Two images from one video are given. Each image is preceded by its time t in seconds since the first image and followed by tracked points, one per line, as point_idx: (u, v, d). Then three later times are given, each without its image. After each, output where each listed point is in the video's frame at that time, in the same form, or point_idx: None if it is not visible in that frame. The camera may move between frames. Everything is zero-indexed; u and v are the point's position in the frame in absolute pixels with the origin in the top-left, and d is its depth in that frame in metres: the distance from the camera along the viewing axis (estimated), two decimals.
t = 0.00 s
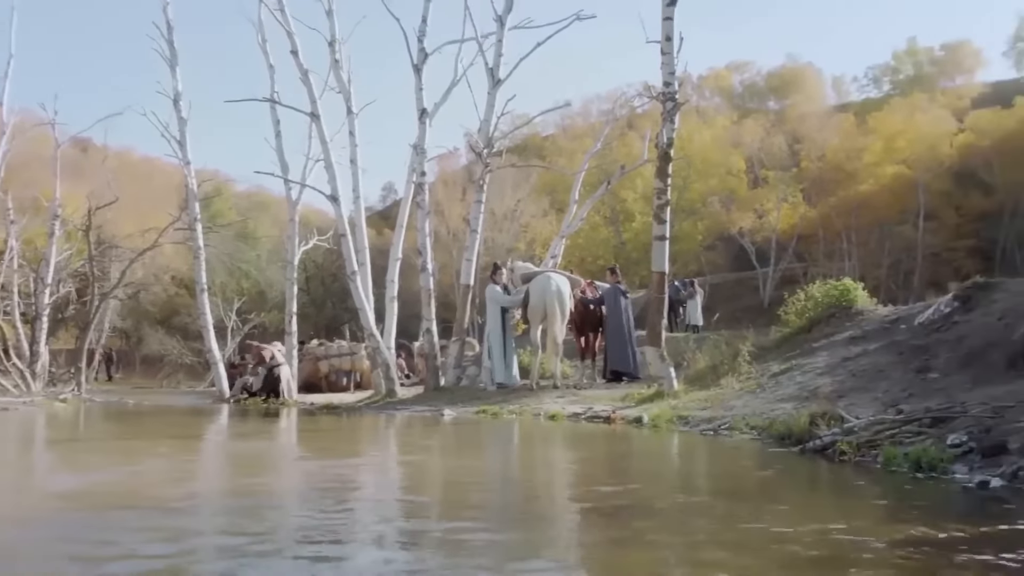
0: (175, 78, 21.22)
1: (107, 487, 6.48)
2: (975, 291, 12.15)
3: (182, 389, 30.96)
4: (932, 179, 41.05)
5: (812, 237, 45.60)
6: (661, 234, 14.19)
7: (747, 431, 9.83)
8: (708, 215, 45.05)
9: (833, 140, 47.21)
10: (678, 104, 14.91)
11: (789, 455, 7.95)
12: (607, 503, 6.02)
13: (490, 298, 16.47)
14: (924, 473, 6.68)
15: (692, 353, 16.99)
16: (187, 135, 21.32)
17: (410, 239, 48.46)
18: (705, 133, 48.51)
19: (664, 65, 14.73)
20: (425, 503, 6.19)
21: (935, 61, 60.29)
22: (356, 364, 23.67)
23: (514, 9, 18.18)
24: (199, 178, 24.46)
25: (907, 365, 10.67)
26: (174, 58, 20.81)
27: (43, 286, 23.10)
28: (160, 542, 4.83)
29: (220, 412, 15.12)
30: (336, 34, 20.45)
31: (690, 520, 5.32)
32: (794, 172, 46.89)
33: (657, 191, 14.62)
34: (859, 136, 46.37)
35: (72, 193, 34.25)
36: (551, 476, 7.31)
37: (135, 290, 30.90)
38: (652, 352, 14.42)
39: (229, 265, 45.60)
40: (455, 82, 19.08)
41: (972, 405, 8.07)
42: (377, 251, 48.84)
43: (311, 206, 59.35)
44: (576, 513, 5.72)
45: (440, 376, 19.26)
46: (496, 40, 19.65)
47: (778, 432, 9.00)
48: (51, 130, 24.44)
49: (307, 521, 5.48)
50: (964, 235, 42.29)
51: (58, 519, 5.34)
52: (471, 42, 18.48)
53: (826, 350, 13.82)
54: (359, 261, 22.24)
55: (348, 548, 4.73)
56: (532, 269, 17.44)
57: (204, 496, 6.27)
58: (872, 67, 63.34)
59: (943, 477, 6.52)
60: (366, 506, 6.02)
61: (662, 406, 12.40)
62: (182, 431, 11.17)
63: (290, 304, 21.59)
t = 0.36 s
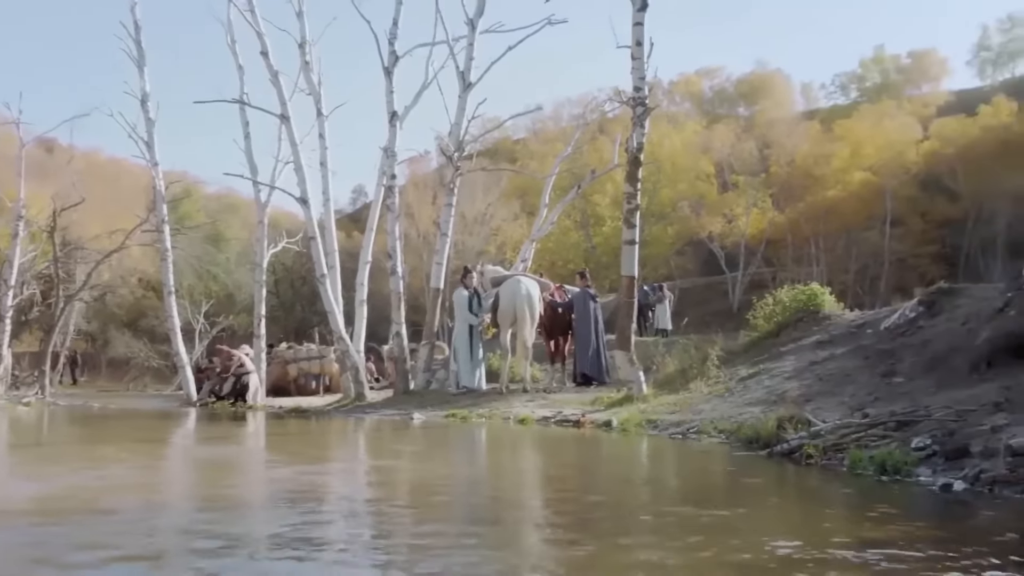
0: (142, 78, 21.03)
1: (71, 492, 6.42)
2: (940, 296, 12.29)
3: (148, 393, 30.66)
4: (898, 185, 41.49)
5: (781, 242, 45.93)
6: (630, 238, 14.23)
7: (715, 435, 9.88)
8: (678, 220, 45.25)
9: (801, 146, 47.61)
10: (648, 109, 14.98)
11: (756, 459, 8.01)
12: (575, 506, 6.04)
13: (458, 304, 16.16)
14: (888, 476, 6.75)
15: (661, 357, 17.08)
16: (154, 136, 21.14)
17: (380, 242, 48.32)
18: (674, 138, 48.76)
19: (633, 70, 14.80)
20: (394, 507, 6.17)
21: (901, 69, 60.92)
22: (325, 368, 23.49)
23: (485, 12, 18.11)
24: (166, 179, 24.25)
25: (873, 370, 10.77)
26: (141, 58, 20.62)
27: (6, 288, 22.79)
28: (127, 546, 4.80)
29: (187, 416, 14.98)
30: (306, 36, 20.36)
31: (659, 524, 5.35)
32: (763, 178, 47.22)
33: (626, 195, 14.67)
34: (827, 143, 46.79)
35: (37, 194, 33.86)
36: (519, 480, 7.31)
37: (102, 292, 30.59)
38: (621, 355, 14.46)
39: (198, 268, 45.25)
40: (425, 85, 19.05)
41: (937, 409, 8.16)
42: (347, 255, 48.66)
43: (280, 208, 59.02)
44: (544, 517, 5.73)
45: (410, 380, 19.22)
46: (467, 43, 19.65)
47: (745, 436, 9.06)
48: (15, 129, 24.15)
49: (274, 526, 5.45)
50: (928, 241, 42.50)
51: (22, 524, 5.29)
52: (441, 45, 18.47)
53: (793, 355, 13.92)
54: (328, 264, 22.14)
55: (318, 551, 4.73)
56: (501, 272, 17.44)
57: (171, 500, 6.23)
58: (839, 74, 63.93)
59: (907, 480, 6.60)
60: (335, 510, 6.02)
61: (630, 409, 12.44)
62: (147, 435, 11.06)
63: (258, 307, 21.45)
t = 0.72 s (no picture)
0: (115, 83, 20.86)
1: (37, 502, 6.32)
2: (910, 305, 12.39)
3: (119, 401, 30.36)
4: (871, 195, 41.82)
5: (754, 251, 46.19)
6: (605, 246, 14.26)
7: (688, 443, 9.90)
8: (652, 228, 45.48)
9: (775, 155, 47.95)
10: (622, 117, 15.02)
11: (729, 466, 8.03)
12: (547, 514, 6.03)
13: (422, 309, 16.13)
14: (859, 483, 6.79)
15: (635, 365, 17.09)
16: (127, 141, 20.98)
17: (355, 248, 48.20)
18: (649, 147, 48.98)
19: (608, 79, 14.85)
20: (366, 515, 6.15)
21: (873, 80, 61.58)
22: (297, 376, 23.39)
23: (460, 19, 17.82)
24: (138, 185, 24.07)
25: (845, 377, 10.83)
26: (114, 62, 20.47)
27: None
28: (93, 557, 4.72)
29: (158, 424, 14.83)
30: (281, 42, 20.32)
31: (632, 532, 5.33)
32: (737, 187, 47.51)
33: (601, 203, 14.70)
34: (799, 153, 47.16)
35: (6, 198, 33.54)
36: (492, 488, 7.29)
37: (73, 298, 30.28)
38: (595, 363, 14.47)
39: (170, 274, 44.92)
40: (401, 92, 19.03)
41: (907, 416, 8.21)
42: (321, 262, 48.49)
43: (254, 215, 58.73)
44: (517, 524, 5.71)
45: (384, 388, 19.16)
46: (443, 51, 19.66)
47: (717, 443, 9.08)
48: None
49: (245, 534, 5.41)
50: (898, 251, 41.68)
51: None
52: (416, 51, 18.47)
53: (766, 363, 13.98)
54: (302, 271, 22.03)
55: (288, 561, 4.68)
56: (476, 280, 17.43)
57: (140, 509, 6.15)
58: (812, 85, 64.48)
59: (878, 487, 6.63)
60: (307, 518, 5.96)
61: (604, 417, 12.44)
62: (117, 443, 10.95)
63: (231, 314, 21.30)
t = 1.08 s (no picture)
0: (88, 86, 20.72)
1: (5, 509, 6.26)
2: (883, 312, 12.50)
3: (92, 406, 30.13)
4: (845, 203, 42.13)
5: (730, 258, 46.45)
6: (581, 253, 14.28)
7: (663, 449, 9.93)
8: (629, 234, 45.81)
9: (751, 163, 48.27)
10: (599, 124, 15.07)
11: (704, 473, 8.07)
12: (522, 521, 6.02)
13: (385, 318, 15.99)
14: (832, 489, 6.83)
15: (610, 372, 17.14)
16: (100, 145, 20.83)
17: (331, 254, 48.08)
18: (626, 154, 49.18)
19: (585, 86, 14.89)
20: (340, 521, 6.12)
21: (847, 89, 62.12)
22: (273, 382, 23.15)
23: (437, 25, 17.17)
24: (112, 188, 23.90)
25: (819, 384, 10.91)
26: (88, 65, 20.33)
27: None
28: (62, 565, 4.68)
29: (130, 430, 14.71)
30: (257, 46, 20.27)
31: (603, 538, 5.32)
32: (713, 194, 47.81)
33: (577, 209, 14.73)
34: (775, 161, 47.49)
35: None
36: (467, 495, 7.27)
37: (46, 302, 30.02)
38: (571, 370, 14.48)
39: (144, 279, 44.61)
40: (377, 97, 19.01)
41: (880, 423, 8.27)
42: (297, 267, 48.33)
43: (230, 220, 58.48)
44: (491, 531, 5.70)
45: (359, 394, 19.18)
46: (420, 56, 19.67)
47: (692, 450, 9.12)
48: None
49: (217, 541, 5.39)
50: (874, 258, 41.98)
51: None
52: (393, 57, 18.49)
53: (741, 369, 14.06)
54: (277, 275, 21.93)
55: (258, 569, 4.65)
56: (452, 286, 17.46)
57: (110, 517, 6.09)
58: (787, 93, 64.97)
59: (851, 493, 6.68)
60: (279, 525, 5.93)
61: (580, 424, 12.46)
62: (90, 449, 10.85)
63: (205, 319, 21.16)
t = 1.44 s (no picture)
0: (64, 85, 20.55)
1: None
2: (859, 315, 12.57)
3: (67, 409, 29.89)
4: (823, 207, 42.38)
5: (708, 261, 46.63)
6: (559, 255, 14.28)
7: (641, 452, 9.95)
8: (608, 238, 46.04)
9: (729, 167, 48.50)
10: (578, 127, 15.08)
11: (681, 475, 8.08)
12: (502, 524, 5.98)
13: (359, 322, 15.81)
14: (808, 492, 6.86)
15: (588, 374, 17.17)
16: (76, 145, 20.67)
17: (309, 256, 47.93)
18: (606, 157, 49.29)
19: (564, 89, 14.91)
20: (317, 524, 6.07)
21: (824, 95, 62.52)
22: (250, 385, 23.14)
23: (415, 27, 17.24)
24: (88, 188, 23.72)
25: (795, 388, 10.96)
26: (63, 65, 20.18)
27: None
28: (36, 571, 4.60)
29: (106, 432, 14.56)
30: (235, 47, 20.21)
31: (584, 541, 5.30)
32: (691, 199, 48.01)
33: (555, 212, 14.74)
34: (753, 165, 47.71)
35: None
36: (445, 498, 7.23)
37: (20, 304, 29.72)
38: (549, 373, 14.49)
39: (120, 281, 44.28)
40: (356, 99, 18.96)
41: (856, 425, 8.31)
42: (274, 269, 48.16)
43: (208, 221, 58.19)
44: (470, 534, 5.66)
45: (337, 397, 19.15)
46: (399, 58, 19.65)
47: (670, 453, 9.14)
48: None
49: (195, 545, 5.33)
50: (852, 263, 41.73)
51: None
52: (372, 59, 18.47)
53: (719, 372, 14.11)
54: (255, 277, 21.81)
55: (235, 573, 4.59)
56: (430, 289, 17.45)
57: (85, 521, 6.02)
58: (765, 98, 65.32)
59: (827, 496, 6.71)
60: (257, 529, 5.87)
61: (558, 427, 12.45)
62: (65, 453, 10.73)
63: (181, 321, 21.00)
